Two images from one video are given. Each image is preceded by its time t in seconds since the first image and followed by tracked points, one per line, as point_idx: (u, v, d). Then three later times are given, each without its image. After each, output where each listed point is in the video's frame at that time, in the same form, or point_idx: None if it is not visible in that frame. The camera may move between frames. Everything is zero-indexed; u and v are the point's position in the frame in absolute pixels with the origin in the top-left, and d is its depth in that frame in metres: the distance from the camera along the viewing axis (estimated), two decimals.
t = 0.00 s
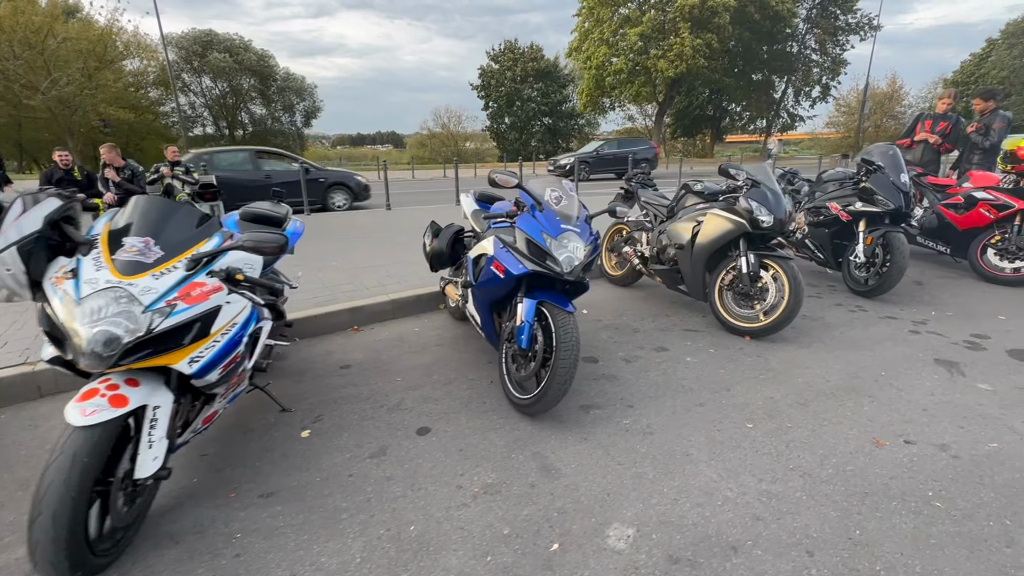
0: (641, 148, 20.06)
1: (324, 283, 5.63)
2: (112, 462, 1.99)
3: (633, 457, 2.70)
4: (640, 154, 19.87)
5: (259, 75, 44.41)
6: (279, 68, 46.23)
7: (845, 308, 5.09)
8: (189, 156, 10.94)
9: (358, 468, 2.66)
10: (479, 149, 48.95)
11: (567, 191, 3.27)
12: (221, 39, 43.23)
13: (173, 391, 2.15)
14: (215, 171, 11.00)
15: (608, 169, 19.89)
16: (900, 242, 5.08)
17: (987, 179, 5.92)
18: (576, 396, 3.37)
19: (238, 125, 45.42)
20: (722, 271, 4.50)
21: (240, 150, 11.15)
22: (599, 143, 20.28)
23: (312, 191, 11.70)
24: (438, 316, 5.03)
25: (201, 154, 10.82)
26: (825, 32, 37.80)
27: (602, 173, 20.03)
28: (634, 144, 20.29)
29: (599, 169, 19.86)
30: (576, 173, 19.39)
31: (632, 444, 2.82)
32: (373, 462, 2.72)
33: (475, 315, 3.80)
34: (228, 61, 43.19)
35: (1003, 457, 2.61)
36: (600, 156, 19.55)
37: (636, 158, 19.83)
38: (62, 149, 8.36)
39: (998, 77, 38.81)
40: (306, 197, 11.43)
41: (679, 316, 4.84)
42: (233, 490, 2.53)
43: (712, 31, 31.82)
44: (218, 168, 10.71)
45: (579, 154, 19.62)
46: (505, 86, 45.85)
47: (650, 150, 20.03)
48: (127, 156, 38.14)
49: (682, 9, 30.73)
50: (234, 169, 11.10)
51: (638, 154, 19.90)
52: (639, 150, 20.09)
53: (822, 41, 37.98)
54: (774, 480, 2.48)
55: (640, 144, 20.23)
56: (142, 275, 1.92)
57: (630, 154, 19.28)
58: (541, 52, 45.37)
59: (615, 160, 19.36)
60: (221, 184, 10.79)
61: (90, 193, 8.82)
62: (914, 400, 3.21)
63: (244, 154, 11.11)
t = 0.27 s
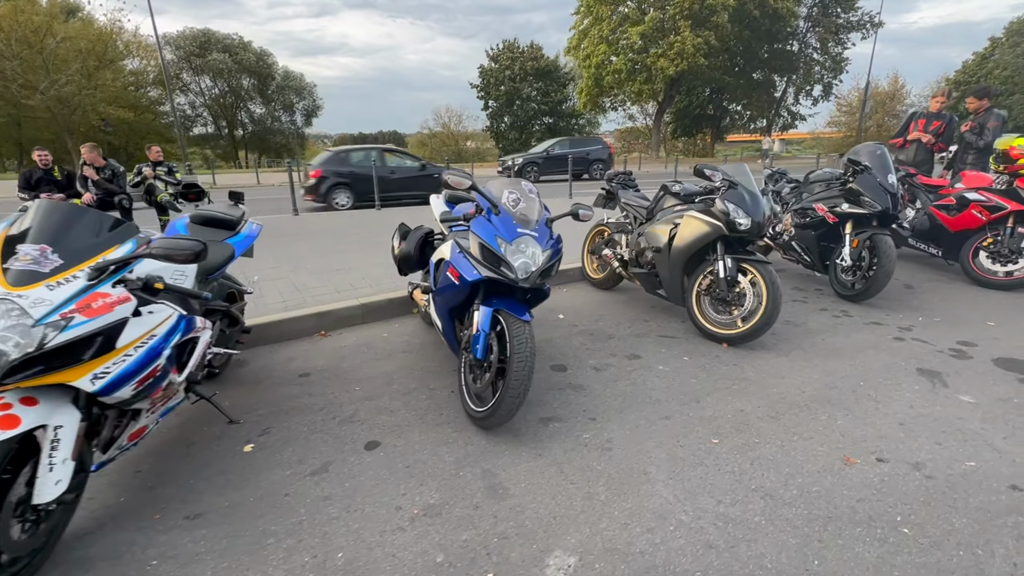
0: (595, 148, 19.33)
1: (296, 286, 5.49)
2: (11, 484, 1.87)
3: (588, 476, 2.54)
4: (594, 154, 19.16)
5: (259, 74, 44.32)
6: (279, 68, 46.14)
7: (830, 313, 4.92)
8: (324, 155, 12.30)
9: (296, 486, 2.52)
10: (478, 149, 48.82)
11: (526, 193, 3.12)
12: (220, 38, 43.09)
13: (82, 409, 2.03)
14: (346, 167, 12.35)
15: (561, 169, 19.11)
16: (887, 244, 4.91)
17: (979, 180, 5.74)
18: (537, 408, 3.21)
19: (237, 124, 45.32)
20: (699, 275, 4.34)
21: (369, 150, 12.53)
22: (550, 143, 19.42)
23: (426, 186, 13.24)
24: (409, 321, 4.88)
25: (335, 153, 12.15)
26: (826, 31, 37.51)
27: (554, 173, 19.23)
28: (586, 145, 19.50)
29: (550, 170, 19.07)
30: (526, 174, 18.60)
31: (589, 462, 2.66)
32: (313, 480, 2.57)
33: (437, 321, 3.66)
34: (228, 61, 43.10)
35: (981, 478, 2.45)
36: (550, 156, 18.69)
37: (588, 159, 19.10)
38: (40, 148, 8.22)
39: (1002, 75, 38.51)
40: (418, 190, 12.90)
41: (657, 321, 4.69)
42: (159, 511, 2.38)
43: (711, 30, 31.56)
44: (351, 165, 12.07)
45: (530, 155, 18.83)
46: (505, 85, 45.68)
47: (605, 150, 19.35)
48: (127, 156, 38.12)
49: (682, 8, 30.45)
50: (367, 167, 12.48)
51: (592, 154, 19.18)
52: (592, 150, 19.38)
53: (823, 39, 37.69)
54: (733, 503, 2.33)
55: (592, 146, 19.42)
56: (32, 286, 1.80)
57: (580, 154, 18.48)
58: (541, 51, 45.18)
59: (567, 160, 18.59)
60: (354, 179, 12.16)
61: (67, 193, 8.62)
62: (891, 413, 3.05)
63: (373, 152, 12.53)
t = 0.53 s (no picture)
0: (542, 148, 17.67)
1: (266, 292, 5.36)
2: None
3: (537, 498, 2.41)
4: (541, 156, 17.53)
5: (256, 74, 44.20)
6: (276, 67, 46.00)
7: (811, 320, 4.79)
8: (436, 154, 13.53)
9: (228, 509, 2.39)
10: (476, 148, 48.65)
11: (481, 198, 2.97)
12: (216, 38, 42.91)
13: None
14: (455, 166, 13.53)
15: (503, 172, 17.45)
16: (870, 249, 4.78)
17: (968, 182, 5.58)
18: (496, 423, 3.08)
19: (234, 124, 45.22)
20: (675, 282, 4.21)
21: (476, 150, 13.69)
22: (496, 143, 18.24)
23: (523, 181, 14.00)
24: (379, 328, 4.76)
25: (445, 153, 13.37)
26: (824, 30, 37.30)
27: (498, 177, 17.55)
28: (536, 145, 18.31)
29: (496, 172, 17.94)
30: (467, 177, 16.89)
31: (541, 482, 2.53)
32: (249, 502, 2.45)
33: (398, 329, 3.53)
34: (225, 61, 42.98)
35: (950, 501, 2.31)
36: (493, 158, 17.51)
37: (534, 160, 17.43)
38: (17, 149, 8.10)
39: (1002, 75, 38.26)
40: (520, 186, 13.77)
41: (633, 329, 4.56)
42: (81, 536, 2.25)
43: (708, 29, 31.37)
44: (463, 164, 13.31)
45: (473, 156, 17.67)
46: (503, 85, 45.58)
47: (553, 151, 17.74)
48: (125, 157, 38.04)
49: (678, 7, 30.24)
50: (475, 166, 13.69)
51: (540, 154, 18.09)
52: (540, 151, 17.69)
53: (821, 39, 37.47)
54: (686, 529, 2.20)
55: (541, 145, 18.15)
56: None
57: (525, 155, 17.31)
58: (539, 51, 45.03)
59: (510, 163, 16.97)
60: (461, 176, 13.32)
61: (46, 195, 8.51)
62: (863, 429, 2.91)
63: (479, 151, 13.48)
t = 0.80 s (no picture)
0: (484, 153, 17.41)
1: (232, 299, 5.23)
2: None
3: (477, 520, 2.29)
4: (482, 160, 17.23)
5: (250, 77, 44.06)
6: (270, 71, 45.88)
7: (786, 328, 4.68)
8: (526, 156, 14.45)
9: (150, 533, 2.26)
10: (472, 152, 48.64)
11: (430, 204, 2.89)
12: (210, 41, 42.72)
13: None
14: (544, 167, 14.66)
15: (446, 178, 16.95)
16: (845, 255, 4.68)
17: (947, 187, 5.49)
18: (447, 439, 2.95)
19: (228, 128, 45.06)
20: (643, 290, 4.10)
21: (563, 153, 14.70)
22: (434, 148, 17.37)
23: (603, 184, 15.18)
24: (345, 337, 4.64)
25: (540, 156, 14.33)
26: (816, 35, 37.47)
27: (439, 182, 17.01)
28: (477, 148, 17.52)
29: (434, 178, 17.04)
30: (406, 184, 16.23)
31: (483, 502, 2.41)
32: (173, 524, 2.32)
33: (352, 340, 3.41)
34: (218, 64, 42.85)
35: (909, 522, 2.20)
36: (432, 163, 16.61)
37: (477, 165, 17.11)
38: None
39: (994, 80, 38.58)
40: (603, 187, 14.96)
41: (603, 337, 4.45)
42: None
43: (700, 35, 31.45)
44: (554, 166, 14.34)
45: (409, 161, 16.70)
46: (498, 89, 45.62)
47: (496, 156, 17.50)
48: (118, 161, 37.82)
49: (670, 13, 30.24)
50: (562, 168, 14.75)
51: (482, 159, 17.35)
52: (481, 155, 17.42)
53: (813, 44, 37.63)
54: (628, 554, 2.08)
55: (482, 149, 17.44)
56: None
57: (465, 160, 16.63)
58: (533, 55, 45.12)
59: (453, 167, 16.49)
60: (552, 177, 14.27)
61: (18, 200, 8.31)
62: (826, 444, 2.80)
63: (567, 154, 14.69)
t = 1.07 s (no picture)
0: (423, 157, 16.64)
1: (197, 307, 5.12)
2: None
3: (405, 546, 2.18)
4: (420, 164, 16.47)
5: (247, 80, 43.99)
6: (267, 74, 45.83)
7: (760, 335, 4.57)
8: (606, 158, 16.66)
9: (61, 561, 2.15)
10: (469, 155, 48.57)
11: (371, 211, 2.78)
12: (207, 44, 42.54)
13: None
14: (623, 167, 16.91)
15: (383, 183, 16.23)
16: (821, 261, 4.57)
17: (928, 191, 5.37)
18: (391, 456, 2.84)
19: (225, 131, 45.02)
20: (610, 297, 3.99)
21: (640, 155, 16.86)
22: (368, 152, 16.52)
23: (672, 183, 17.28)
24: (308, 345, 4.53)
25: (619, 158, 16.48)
26: (812, 38, 37.43)
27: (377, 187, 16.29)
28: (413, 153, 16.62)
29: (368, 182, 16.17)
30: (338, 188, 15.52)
31: (416, 526, 2.29)
32: (87, 551, 2.20)
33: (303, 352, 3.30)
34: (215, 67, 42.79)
35: (860, 549, 2.09)
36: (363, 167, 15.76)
37: (415, 169, 16.37)
38: None
39: (989, 81, 38.60)
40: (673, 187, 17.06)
41: (571, 346, 4.34)
42: None
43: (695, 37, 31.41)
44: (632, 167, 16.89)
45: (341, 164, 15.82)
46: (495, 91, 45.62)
47: (435, 159, 16.72)
48: (115, 164, 37.71)
49: (665, 16, 30.17)
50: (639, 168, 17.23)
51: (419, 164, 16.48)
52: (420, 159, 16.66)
53: (809, 46, 37.57)
54: None
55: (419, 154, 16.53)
56: None
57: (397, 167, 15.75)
58: (530, 58, 45.10)
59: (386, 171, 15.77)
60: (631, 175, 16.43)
61: None
62: (784, 461, 2.69)
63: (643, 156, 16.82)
